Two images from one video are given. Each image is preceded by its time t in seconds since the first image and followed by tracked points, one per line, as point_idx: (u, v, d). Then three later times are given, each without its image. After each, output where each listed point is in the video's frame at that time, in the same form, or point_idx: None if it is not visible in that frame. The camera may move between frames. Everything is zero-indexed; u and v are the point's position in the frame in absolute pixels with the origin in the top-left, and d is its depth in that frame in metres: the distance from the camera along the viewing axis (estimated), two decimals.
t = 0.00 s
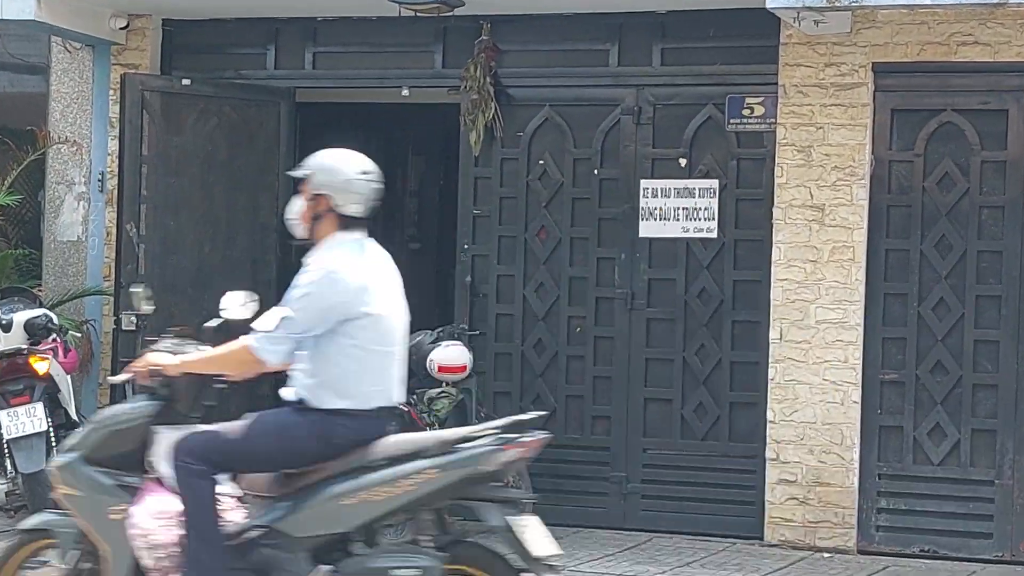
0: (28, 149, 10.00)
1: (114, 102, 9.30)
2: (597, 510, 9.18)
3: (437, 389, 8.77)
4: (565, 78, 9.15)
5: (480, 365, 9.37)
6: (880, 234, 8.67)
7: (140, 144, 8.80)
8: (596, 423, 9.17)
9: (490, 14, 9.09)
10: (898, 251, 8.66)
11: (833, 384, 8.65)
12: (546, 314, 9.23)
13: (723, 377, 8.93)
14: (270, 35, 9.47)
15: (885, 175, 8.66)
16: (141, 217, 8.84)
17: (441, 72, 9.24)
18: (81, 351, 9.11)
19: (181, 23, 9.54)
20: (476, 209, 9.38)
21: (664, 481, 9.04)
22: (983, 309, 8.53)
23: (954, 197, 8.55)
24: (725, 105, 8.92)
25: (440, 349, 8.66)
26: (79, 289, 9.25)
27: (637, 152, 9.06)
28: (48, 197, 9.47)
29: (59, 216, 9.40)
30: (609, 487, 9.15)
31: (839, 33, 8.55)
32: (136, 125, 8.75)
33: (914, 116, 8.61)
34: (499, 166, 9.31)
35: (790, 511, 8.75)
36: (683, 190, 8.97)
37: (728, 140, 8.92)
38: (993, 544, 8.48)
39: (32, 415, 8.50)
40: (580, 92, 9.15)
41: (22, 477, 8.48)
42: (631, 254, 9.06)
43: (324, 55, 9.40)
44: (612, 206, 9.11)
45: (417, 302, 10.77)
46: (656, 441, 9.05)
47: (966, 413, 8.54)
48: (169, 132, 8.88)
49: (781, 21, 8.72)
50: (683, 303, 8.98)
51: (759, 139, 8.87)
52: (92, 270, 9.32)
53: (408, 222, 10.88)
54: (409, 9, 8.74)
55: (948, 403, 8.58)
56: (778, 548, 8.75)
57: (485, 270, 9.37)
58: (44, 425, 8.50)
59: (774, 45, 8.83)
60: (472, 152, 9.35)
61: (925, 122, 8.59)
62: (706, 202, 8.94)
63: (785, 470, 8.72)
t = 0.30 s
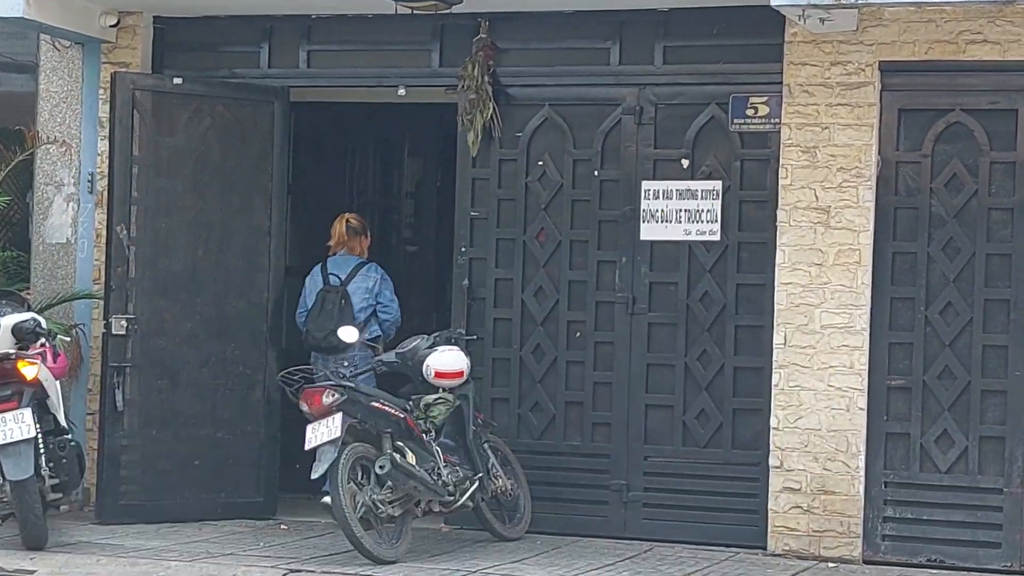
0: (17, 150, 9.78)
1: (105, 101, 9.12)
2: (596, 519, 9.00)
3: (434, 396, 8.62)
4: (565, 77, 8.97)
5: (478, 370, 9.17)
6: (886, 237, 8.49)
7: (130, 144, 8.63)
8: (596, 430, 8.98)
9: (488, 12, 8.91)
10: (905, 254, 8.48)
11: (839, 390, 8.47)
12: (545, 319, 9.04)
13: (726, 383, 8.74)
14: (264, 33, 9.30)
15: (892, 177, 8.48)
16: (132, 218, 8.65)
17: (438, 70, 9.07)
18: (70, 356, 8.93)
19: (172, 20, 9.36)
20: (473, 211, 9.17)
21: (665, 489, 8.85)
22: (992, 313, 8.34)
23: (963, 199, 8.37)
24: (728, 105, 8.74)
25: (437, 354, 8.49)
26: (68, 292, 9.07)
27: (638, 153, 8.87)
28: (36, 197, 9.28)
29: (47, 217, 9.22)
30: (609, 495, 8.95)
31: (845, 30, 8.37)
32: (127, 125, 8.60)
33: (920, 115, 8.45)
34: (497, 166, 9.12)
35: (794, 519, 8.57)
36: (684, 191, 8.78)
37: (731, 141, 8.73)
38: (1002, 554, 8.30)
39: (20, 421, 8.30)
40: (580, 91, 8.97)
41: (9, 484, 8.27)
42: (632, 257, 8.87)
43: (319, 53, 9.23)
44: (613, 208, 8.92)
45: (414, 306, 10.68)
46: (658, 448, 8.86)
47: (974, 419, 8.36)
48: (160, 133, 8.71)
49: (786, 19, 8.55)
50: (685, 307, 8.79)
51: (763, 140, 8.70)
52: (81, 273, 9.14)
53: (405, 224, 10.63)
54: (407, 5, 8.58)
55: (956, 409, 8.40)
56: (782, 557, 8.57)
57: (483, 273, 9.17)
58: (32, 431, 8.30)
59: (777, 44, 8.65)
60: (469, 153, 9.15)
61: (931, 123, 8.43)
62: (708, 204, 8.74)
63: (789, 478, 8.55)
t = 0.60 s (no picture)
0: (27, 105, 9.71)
1: (115, 56, 9.08)
2: (604, 478, 8.99)
3: (444, 353, 8.61)
4: (576, 34, 8.93)
5: (488, 329, 9.13)
6: (899, 195, 8.45)
7: (140, 99, 8.63)
8: (606, 389, 8.96)
9: None
10: (917, 213, 8.44)
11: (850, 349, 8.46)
12: (556, 277, 9.01)
13: (737, 342, 8.72)
14: None
15: (905, 136, 8.44)
16: (142, 174, 8.66)
17: (449, 28, 9.04)
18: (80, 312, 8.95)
19: None
20: (484, 169, 9.13)
21: (675, 448, 8.85)
22: (1004, 273, 8.32)
23: (976, 158, 8.33)
24: (740, 63, 8.69)
25: (447, 313, 8.47)
26: (78, 248, 9.06)
27: (650, 112, 8.83)
28: (46, 154, 9.27)
29: (57, 173, 9.21)
30: (617, 455, 8.95)
31: None
32: (136, 80, 8.60)
33: (934, 74, 8.40)
34: (508, 124, 9.08)
35: (803, 479, 8.57)
36: (696, 150, 8.75)
37: (743, 99, 8.70)
38: (1013, 513, 8.30)
39: (31, 376, 8.34)
40: (591, 49, 8.92)
41: (21, 440, 8.33)
42: (643, 216, 8.84)
43: (329, 11, 9.19)
44: (624, 167, 8.89)
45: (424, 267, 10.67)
46: (668, 408, 8.84)
47: (986, 379, 8.34)
48: (170, 88, 8.69)
49: None
50: (696, 266, 8.76)
51: (775, 98, 8.65)
52: (91, 229, 9.16)
53: (414, 184, 10.66)
54: None
55: (967, 369, 8.38)
56: (791, 517, 8.56)
57: (493, 231, 9.13)
58: (43, 386, 8.34)
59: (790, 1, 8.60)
60: (480, 111, 9.12)
61: (945, 82, 8.38)
62: (720, 162, 8.71)
63: (799, 437, 8.55)
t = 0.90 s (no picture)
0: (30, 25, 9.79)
1: None
2: (606, 402, 9.04)
3: (446, 277, 8.56)
4: None
5: (491, 254, 9.14)
6: (902, 120, 8.39)
7: (142, 21, 8.80)
8: (608, 313, 8.98)
9: None
10: (921, 138, 8.37)
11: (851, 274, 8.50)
12: (558, 202, 9.01)
13: (739, 267, 8.72)
14: None
15: (909, 60, 8.38)
16: (145, 95, 8.82)
17: None
18: (82, 233, 9.13)
19: None
20: (488, 93, 9.12)
21: (677, 373, 8.87)
22: (1007, 197, 8.23)
23: (979, 83, 8.26)
24: None
25: (448, 236, 8.43)
26: (81, 169, 9.21)
27: (654, 35, 8.81)
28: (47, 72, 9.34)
29: (59, 92, 9.29)
30: (619, 378, 8.98)
31: None
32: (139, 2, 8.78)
33: None
34: (512, 48, 9.07)
35: (805, 403, 8.61)
36: (701, 74, 8.74)
37: (748, 23, 8.67)
38: (1014, 439, 8.25)
39: (33, 298, 8.29)
40: None
41: (23, 360, 8.28)
42: (646, 140, 8.83)
43: None
44: (628, 90, 8.87)
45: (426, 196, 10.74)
46: (669, 332, 8.85)
47: (987, 304, 8.28)
48: (172, 10, 8.84)
49: None
50: (699, 190, 8.75)
51: (780, 22, 8.62)
52: (93, 149, 9.28)
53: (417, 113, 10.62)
54: None
55: (969, 294, 8.31)
56: (792, 440, 8.60)
57: (496, 155, 9.13)
58: (43, 307, 8.28)
59: None
60: (484, 35, 9.12)
61: (951, 6, 8.30)
62: (724, 86, 8.70)
63: (801, 361, 8.60)
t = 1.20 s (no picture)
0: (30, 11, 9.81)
1: None
2: (606, 390, 9.05)
3: (447, 264, 8.54)
4: None
5: (491, 241, 9.16)
6: (903, 108, 8.40)
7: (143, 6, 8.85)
8: (608, 301, 8.99)
9: None
10: (922, 127, 8.38)
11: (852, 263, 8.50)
12: (559, 190, 9.02)
13: (739, 255, 8.73)
14: None
15: (910, 49, 8.40)
16: (144, 81, 8.87)
17: None
18: (82, 219, 9.19)
19: None
20: (489, 80, 9.13)
21: (677, 361, 8.88)
22: (1007, 187, 8.23)
23: (980, 72, 8.26)
24: None
25: (449, 223, 8.42)
26: (81, 155, 9.27)
27: (655, 23, 8.82)
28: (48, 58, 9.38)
29: (59, 78, 9.33)
30: (619, 365, 8.99)
31: None
32: None
33: None
34: (512, 35, 9.08)
35: (804, 392, 8.62)
36: (701, 62, 8.74)
37: (749, 11, 8.68)
38: (1012, 429, 8.25)
39: (32, 284, 8.26)
40: None
41: (22, 346, 8.26)
42: (647, 128, 8.84)
43: None
44: (629, 78, 8.88)
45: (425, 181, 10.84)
46: (669, 321, 8.86)
47: (986, 293, 8.28)
48: None
49: None
50: (699, 178, 8.76)
51: (781, 10, 8.63)
52: (93, 135, 9.32)
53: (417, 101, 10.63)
54: None
55: (969, 284, 8.32)
56: (792, 428, 8.61)
57: (497, 143, 9.13)
58: (44, 294, 8.25)
59: None
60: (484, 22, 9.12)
61: None
62: (725, 74, 8.71)
63: (801, 349, 8.60)
